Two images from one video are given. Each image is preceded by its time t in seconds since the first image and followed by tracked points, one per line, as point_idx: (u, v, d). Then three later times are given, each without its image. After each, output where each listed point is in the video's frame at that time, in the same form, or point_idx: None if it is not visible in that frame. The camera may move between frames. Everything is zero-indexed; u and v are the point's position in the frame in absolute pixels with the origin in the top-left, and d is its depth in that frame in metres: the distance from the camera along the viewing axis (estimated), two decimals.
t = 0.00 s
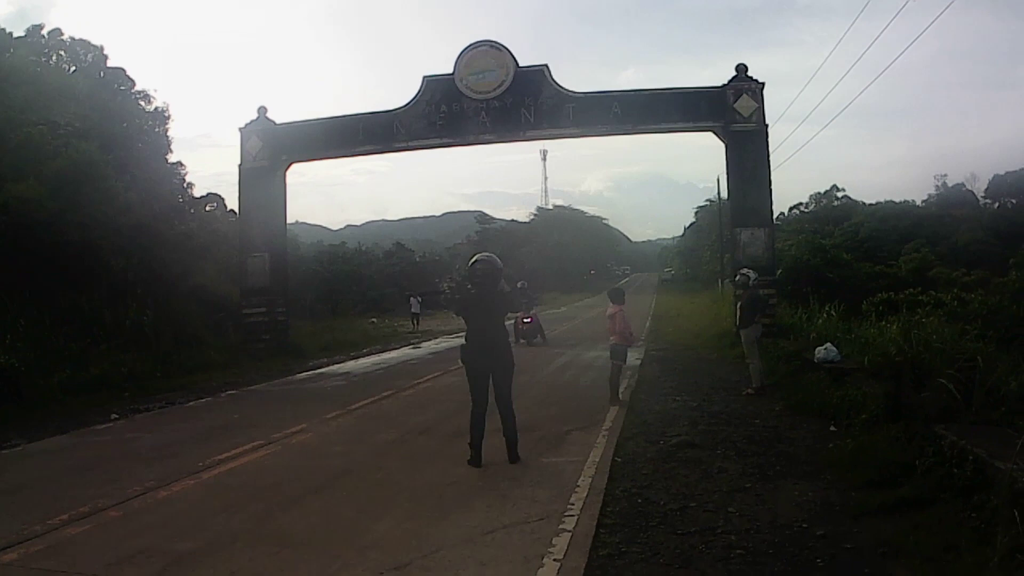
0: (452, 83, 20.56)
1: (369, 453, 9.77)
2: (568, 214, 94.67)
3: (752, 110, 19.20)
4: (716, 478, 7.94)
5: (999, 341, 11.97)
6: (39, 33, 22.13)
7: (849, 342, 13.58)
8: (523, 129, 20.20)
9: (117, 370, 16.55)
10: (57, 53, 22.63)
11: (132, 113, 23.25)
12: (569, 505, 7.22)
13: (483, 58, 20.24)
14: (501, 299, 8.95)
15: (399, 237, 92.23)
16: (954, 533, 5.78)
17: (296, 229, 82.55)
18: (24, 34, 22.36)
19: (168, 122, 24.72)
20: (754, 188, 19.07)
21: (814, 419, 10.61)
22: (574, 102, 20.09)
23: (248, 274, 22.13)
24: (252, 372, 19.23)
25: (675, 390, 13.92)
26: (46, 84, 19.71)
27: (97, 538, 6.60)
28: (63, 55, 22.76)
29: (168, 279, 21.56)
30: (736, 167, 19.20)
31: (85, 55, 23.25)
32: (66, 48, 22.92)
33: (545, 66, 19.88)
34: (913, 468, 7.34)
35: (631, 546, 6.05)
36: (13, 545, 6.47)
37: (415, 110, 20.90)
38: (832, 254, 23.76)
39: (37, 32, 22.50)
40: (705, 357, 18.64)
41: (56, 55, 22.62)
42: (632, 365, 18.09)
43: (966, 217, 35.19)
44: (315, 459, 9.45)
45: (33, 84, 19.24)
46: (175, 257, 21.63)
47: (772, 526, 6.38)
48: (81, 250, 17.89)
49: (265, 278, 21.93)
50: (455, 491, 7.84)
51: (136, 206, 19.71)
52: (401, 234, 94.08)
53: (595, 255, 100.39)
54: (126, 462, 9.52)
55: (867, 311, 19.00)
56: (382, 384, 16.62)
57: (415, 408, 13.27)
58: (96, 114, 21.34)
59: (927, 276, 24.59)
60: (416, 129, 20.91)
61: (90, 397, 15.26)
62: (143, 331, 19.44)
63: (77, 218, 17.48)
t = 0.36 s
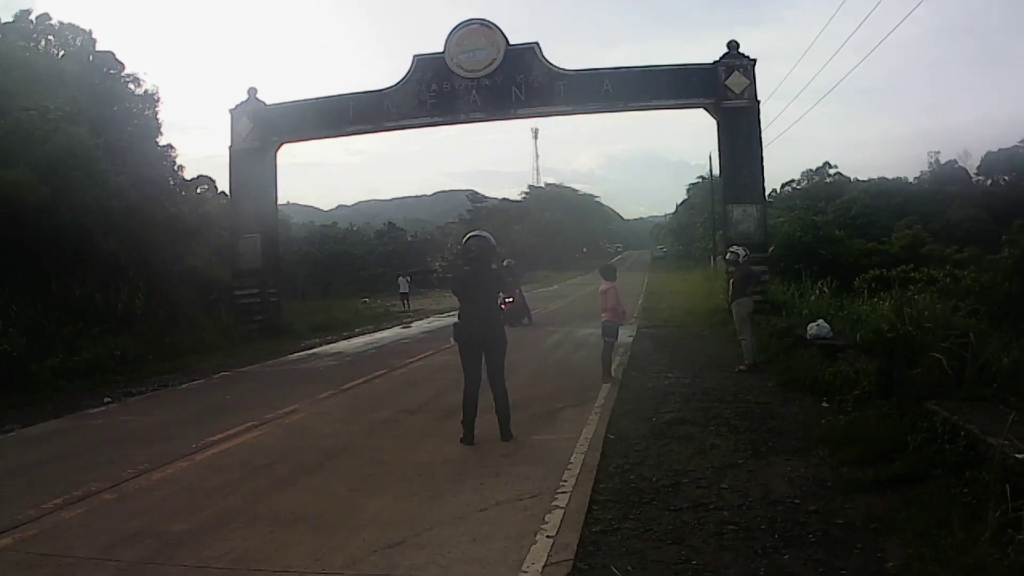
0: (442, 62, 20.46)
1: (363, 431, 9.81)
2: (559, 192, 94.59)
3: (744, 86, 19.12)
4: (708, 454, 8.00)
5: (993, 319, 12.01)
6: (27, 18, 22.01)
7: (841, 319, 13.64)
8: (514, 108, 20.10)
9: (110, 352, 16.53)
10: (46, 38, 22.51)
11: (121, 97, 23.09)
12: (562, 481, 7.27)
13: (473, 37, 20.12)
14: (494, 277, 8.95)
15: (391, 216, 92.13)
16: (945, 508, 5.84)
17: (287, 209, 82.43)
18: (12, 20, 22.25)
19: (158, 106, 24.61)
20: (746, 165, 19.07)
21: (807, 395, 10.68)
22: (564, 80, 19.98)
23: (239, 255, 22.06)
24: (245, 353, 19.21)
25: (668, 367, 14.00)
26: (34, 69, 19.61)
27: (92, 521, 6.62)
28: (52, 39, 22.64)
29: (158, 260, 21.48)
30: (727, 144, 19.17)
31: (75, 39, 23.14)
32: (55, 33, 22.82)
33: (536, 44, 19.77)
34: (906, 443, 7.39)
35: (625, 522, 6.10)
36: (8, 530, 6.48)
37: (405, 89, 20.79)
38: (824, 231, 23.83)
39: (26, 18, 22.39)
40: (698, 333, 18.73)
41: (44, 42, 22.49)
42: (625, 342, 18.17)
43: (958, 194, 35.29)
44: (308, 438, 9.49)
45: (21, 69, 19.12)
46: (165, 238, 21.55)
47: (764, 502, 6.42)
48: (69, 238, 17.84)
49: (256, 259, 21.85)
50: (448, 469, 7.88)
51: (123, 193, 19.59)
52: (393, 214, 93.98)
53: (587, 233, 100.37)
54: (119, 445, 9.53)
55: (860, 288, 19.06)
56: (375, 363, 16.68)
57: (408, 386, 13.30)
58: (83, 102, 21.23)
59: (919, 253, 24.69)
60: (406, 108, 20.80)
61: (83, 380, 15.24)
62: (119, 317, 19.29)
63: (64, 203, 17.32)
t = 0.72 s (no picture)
0: (431, 39, 20.35)
1: (356, 410, 9.84)
2: (550, 169, 94.38)
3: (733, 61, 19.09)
4: (701, 429, 8.05)
5: (984, 292, 12.08)
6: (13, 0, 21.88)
7: (832, 294, 13.71)
8: (503, 85, 20.00)
9: (101, 335, 16.50)
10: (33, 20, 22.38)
11: (110, 78, 22.90)
12: (555, 458, 7.31)
13: (462, 14, 19.99)
14: (486, 254, 8.95)
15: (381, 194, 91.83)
16: (936, 480, 5.89)
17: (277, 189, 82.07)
18: None
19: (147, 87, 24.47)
20: (737, 140, 19.06)
21: (799, 369, 10.74)
22: (554, 56, 19.86)
23: (230, 235, 21.98)
24: (237, 333, 19.21)
25: (660, 342, 14.07)
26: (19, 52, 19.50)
27: (86, 504, 6.65)
28: (39, 21, 22.52)
29: (146, 241, 21.37)
30: (718, 120, 19.13)
31: (63, 21, 23.00)
32: (42, 14, 22.69)
33: (525, 20, 19.65)
34: (899, 416, 7.44)
35: (618, 498, 6.15)
36: (3, 514, 6.51)
37: (394, 67, 20.67)
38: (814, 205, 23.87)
39: None
40: (689, 309, 18.81)
41: (32, 23, 22.37)
42: (617, 318, 18.23)
43: (949, 169, 35.42)
44: (301, 418, 9.52)
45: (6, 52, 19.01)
46: (153, 219, 21.43)
47: (757, 477, 6.48)
48: (43, 220, 17.72)
49: (246, 239, 21.77)
50: (441, 447, 7.92)
51: (105, 174, 19.42)
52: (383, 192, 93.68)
53: (578, 209, 100.23)
54: (112, 427, 9.55)
55: (851, 262, 19.13)
56: (367, 342, 16.71)
57: (401, 364, 13.34)
58: (66, 83, 21.10)
59: (910, 227, 24.75)
60: (395, 85, 20.67)
61: (74, 363, 15.23)
62: (111, 300, 18.88)
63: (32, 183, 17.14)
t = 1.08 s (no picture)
0: (421, 23, 20.28)
1: (348, 395, 9.87)
2: (540, 153, 94.24)
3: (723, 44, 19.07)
4: (692, 412, 8.10)
5: (975, 272, 12.15)
6: None
7: (823, 276, 13.78)
8: (493, 69, 19.94)
9: (92, 322, 16.45)
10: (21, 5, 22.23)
11: (101, 66, 22.75)
12: (548, 441, 7.35)
13: None
14: (479, 238, 8.96)
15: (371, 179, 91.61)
16: (928, 460, 5.95)
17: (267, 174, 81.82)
18: None
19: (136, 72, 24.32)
20: (727, 123, 19.05)
21: (791, 351, 10.80)
22: (545, 40, 19.78)
23: (220, 220, 21.91)
24: (228, 319, 19.18)
25: (651, 325, 14.13)
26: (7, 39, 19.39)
27: (79, 491, 6.66)
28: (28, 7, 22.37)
29: (135, 228, 21.28)
30: (708, 103, 19.12)
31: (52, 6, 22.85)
32: None
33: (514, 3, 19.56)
34: (891, 397, 7.50)
35: (611, 481, 6.19)
36: None
37: (384, 51, 20.57)
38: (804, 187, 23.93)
39: None
40: (680, 291, 18.88)
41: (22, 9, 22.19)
42: (608, 300, 18.28)
43: (939, 150, 35.49)
44: (292, 403, 9.53)
45: None
46: (143, 206, 21.32)
47: (749, 458, 6.53)
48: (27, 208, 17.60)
49: (237, 225, 21.68)
50: (433, 431, 7.94)
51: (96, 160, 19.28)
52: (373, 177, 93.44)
53: (569, 192, 100.17)
54: (103, 414, 9.55)
55: (842, 244, 19.21)
56: (358, 326, 16.72)
57: (392, 349, 13.36)
58: (54, 70, 20.93)
59: (900, 209, 24.84)
60: (385, 69, 20.58)
61: (65, 349, 15.19)
62: (100, 286, 18.67)
63: (17, 172, 16.99)
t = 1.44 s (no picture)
0: (417, 8, 20.22)
1: (339, 377, 9.86)
2: (534, 139, 94.09)
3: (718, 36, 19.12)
4: (683, 401, 8.14)
5: (966, 268, 12.20)
6: None
7: (816, 269, 13.82)
8: (487, 54, 19.85)
9: (82, 300, 16.37)
10: None
11: (96, 45, 22.59)
12: (537, 427, 7.38)
13: None
14: (473, 223, 8.96)
15: (364, 162, 91.33)
16: (917, 455, 5.99)
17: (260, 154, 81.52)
18: None
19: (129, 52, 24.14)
20: (721, 113, 19.05)
21: (782, 343, 10.85)
22: (540, 26, 19.68)
23: (212, 201, 21.82)
24: (220, 299, 19.12)
25: (643, 313, 14.16)
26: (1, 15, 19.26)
27: (67, 468, 6.64)
28: None
29: (127, 206, 21.19)
30: (702, 92, 19.11)
31: None
32: None
33: None
34: (881, 392, 7.54)
35: (600, 468, 6.23)
36: None
37: (379, 34, 20.48)
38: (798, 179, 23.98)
39: None
40: (673, 281, 18.93)
41: None
42: (600, 288, 18.31)
43: (934, 146, 35.57)
44: (283, 384, 9.52)
45: None
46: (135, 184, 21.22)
47: (738, 449, 6.58)
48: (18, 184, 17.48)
49: (230, 205, 21.61)
50: (423, 415, 7.96)
51: (89, 138, 19.15)
52: (366, 160, 93.19)
53: (562, 179, 100.07)
54: (93, 392, 9.52)
55: (834, 237, 19.26)
56: (351, 309, 16.70)
57: (384, 332, 13.36)
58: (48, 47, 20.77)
59: (893, 203, 24.90)
60: (380, 53, 20.49)
61: (55, 326, 15.11)
62: (91, 264, 18.57)
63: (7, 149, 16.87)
